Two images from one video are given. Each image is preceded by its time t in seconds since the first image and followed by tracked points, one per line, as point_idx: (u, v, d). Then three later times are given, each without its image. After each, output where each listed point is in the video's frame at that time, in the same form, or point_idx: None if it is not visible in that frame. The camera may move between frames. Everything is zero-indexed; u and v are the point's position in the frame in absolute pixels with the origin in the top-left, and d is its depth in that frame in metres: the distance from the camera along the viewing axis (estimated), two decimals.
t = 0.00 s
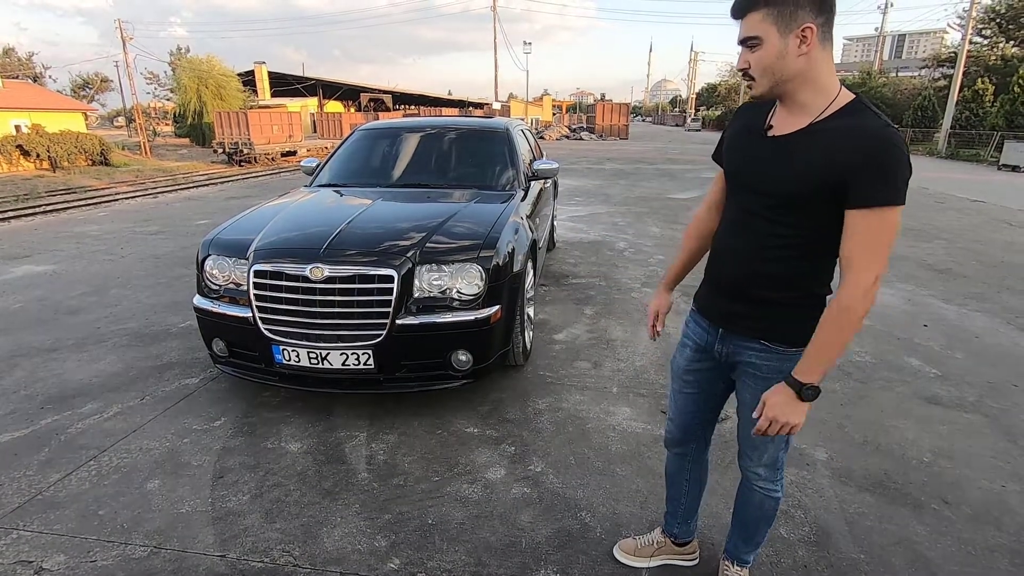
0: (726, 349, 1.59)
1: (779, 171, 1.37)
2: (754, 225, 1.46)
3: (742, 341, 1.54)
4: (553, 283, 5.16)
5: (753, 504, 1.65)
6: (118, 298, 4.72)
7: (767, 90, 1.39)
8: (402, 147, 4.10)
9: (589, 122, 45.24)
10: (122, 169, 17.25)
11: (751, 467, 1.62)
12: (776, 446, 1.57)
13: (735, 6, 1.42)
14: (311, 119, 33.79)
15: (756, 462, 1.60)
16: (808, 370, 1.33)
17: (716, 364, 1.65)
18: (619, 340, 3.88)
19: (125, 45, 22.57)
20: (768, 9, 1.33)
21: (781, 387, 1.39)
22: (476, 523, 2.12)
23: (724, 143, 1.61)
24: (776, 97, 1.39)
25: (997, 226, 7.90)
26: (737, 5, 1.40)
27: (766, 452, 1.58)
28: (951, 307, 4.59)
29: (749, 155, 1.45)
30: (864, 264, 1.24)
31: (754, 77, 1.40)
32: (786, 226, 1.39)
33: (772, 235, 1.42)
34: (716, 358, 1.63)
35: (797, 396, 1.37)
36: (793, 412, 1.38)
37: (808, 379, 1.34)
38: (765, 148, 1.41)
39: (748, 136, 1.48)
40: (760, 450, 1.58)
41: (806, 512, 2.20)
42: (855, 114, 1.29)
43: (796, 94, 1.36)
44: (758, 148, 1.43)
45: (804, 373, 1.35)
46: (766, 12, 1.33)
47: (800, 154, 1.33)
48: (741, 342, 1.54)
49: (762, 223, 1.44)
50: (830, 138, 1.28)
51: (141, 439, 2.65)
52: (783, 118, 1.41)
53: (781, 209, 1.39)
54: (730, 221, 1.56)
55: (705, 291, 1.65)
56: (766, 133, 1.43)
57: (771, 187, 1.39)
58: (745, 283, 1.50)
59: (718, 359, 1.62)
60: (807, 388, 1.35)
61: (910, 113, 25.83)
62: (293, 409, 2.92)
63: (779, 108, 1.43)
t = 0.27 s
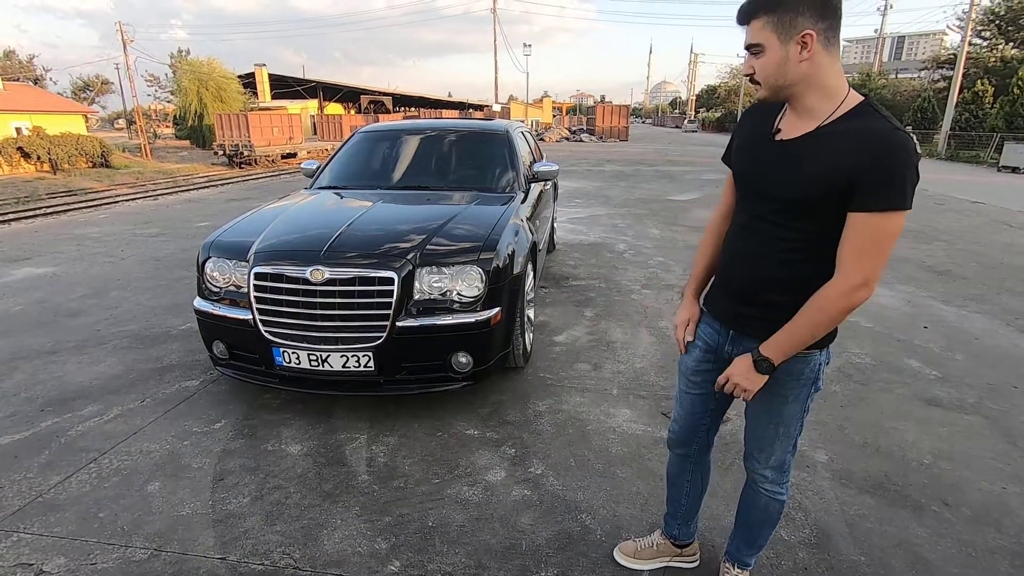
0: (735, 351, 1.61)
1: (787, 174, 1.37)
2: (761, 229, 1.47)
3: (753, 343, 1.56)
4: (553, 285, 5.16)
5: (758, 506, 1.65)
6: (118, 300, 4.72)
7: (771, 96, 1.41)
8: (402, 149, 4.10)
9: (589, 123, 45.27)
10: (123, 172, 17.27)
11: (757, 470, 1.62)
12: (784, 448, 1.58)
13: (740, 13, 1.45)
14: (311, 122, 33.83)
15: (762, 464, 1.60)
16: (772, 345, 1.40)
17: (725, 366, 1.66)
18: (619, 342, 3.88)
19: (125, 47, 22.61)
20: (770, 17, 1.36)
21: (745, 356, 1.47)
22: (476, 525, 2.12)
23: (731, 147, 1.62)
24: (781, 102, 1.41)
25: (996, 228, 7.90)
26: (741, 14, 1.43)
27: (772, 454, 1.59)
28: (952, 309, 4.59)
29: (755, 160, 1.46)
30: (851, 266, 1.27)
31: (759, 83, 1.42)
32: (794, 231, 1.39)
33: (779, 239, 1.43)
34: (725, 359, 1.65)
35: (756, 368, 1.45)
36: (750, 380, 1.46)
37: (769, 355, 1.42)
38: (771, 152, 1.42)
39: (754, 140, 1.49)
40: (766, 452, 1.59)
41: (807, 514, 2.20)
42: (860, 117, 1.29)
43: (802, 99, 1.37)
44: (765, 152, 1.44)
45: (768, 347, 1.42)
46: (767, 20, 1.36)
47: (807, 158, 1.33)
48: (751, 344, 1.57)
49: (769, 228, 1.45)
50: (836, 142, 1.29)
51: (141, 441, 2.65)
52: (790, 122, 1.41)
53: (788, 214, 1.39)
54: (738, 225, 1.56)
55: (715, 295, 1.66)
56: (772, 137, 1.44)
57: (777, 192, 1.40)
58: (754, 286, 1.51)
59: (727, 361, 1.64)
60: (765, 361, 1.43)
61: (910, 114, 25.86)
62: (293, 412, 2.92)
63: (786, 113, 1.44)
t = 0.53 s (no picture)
0: (741, 349, 1.59)
1: (789, 177, 1.38)
2: (765, 233, 1.48)
3: (758, 342, 1.55)
4: (552, 287, 5.16)
5: (758, 507, 1.65)
6: (116, 301, 4.72)
7: (769, 102, 1.43)
8: (402, 151, 4.11)
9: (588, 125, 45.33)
10: (122, 172, 17.27)
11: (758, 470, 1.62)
12: (787, 449, 1.57)
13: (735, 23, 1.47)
14: (310, 123, 33.86)
15: (764, 464, 1.60)
16: (790, 357, 1.39)
17: (733, 363, 1.66)
18: (617, 344, 3.88)
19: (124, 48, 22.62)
20: (761, 26, 1.38)
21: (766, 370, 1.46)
22: (474, 527, 2.12)
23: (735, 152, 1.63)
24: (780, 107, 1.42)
25: (994, 230, 7.92)
26: (735, 23, 1.46)
27: (774, 455, 1.58)
28: (949, 311, 4.60)
29: (758, 165, 1.47)
30: (857, 271, 1.26)
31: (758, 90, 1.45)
32: (796, 234, 1.40)
33: (782, 243, 1.44)
34: (731, 357, 1.64)
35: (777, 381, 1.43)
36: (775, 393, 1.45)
37: (787, 366, 1.40)
38: (773, 157, 1.43)
39: (756, 146, 1.50)
40: (768, 452, 1.58)
41: (805, 516, 2.20)
42: (858, 120, 1.29)
43: (800, 104, 1.38)
44: (767, 158, 1.45)
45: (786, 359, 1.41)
46: (757, 30, 1.38)
47: (808, 162, 1.34)
48: (756, 343, 1.55)
49: (772, 231, 1.46)
50: (834, 147, 1.29)
51: (139, 443, 2.65)
52: (789, 126, 1.42)
53: (791, 218, 1.40)
54: (744, 229, 1.57)
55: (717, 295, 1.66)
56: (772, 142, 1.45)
57: (780, 197, 1.41)
58: (758, 288, 1.51)
59: (733, 358, 1.64)
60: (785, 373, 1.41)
61: (908, 117, 25.93)
62: (291, 413, 2.92)
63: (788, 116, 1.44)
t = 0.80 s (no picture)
0: (742, 348, 1.59)
1: (788, 178, 1.37)
2: (762, 232, 1.48)
3: (757, 340, 1.54)
4: (550, 288, 5.15)
5: (758, 507, 1.64)
6: (113, 301, 4.71)
7: (768, 104, 1.41)
8: (400, 151, 4.10)
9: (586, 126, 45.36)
10: (120, 172, 17.25)
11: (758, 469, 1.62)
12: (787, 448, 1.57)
13: (734, 22, 1.45)
14: (309, 123, 33.85)
15: (765, 463, 1.60)
16: (813, 372, 1.36)
17: (735, 362, 1.65)
18: (615, 344, 3.88)
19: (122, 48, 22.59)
20: (763, 28, 1.36)
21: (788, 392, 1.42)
22: (472, 527, 2.11)
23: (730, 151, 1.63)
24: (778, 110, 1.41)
25: (992, 231, 7.94)
26: (735, 23, 1.43)
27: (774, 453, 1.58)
28: (946, 311, 4.61)
29: (754, 164, 1.47)
30: (861, 271, 1.26)
31: (756, 91, 1.43)
32: (793, 233, 1.40)
33: (779, 241, 1.43)
34: (732, 357, 1.64)
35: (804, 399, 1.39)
36: (803, 413, 1.40)
37: (813, 381, 1.36)
38: (769, 157, 1.43)
39: (752, 145, 1.50)
40: (769, 451, 1.58)
41: (802, 515, 2.20)
42: (856, 122, 1.29)
43: (797, 106, 1.38)
44: (763, 157, 1.45)
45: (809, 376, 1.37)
46: (760, 31, 1.36)
47: (806, 163, 1.34)
48: (756, 341, 1.55)
49: (769, 230, 1.46)
50: (832, 146, 1.29)
51: (135, 443, 2.64)
52: (786, 127, 1.42)
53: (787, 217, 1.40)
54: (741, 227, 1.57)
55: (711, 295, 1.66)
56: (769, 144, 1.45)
57: (776, 196, 1.41)
58: (756, 289, 1.51)
59: (734, 357, 1.63)
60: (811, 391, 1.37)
61: (906, 118, 26.00)
62: (288, 413, 2.91)
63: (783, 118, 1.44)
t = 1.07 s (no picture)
0: (734, 341, 1.60)
1: (777, 174, 1.39)
2: (749, 227, 1.49)
3: (747, 331, 1.55)
4: (545, 286, 5.15)
5: (750, 497, 1.65)
6: (106, 302, 4.68)
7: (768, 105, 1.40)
8: (393, 149, 4.09)
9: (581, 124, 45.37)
10: (112, 172, 17.15)
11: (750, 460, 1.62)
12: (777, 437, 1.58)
13: (741, 21, 1.43)
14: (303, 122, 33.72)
15: (755, 453, 1.61)
16: (823, 364, 1.33)
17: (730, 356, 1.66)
18: (609, 342, 3.88)
19: (114, 46, 22.44)
20: (775, 29, 1.34)
21: (797, 386, 1.39)
22: (466, 526, 2.11)
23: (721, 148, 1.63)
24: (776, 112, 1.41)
25: (983, 227, 8.00)
26: (743, 22, 1.41)
27: (765, 443, 1.59)
28: (938, 307, 4.64)
29: (744, 161, 1.48)
30: (858, 264, 1.26)
31: (758, 91, 1.41)
32: (780, 229, 1.41)
33: (767, 236, 1.45)
34: (728, 351, 1.65)
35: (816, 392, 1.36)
36: (814, 407, 1.38)
37: (823, 373, 1.34)
38: (758, 155, 1.44)
39: (742, 143, 1.51)
40: (759, 441, 1.59)
41: (795, 512, 2.21)
42: (844, 123, 1.31)
43: (794, 107, 1.37)
44: (752, 154, 1.46)
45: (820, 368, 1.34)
46: (773, 32, 1.33)
47: (793, 159, 1.35)
48: (746, 332, 1.55)
49: (757, 225, 1.47)
50: (819, 145, 1.31)
51: (128, 444, 2.63)
52: (778, 127, 1.42)
53: (775, 213, 1.41)
54: (730, 222, 1.58)
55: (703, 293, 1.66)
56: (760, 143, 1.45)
57: (764, 192, 1.42)
58: (745, 283, 1.52)
59: (728, 351, 1.64)
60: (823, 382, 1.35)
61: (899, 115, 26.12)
62: (282, 413, 2.90)
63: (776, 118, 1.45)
